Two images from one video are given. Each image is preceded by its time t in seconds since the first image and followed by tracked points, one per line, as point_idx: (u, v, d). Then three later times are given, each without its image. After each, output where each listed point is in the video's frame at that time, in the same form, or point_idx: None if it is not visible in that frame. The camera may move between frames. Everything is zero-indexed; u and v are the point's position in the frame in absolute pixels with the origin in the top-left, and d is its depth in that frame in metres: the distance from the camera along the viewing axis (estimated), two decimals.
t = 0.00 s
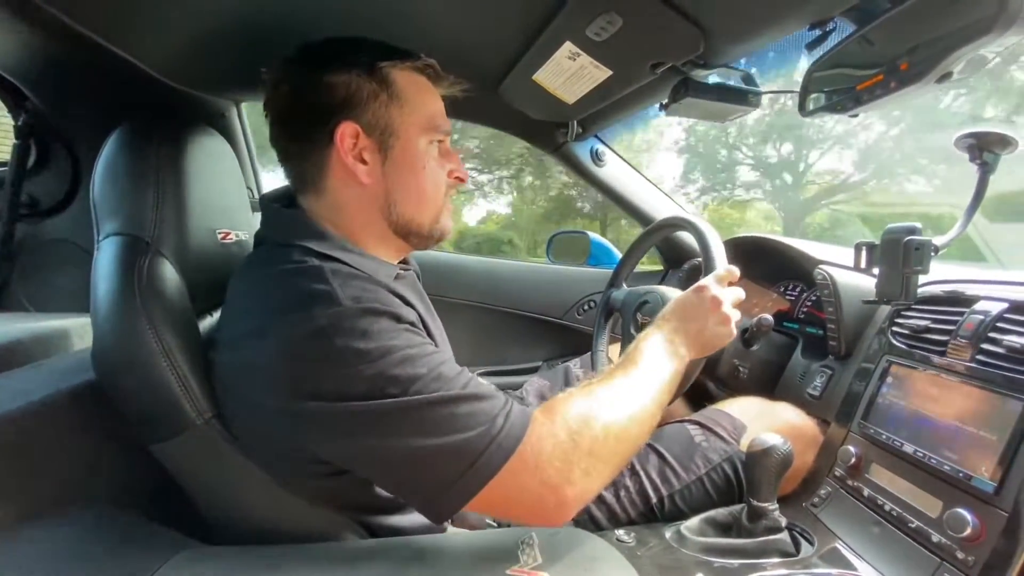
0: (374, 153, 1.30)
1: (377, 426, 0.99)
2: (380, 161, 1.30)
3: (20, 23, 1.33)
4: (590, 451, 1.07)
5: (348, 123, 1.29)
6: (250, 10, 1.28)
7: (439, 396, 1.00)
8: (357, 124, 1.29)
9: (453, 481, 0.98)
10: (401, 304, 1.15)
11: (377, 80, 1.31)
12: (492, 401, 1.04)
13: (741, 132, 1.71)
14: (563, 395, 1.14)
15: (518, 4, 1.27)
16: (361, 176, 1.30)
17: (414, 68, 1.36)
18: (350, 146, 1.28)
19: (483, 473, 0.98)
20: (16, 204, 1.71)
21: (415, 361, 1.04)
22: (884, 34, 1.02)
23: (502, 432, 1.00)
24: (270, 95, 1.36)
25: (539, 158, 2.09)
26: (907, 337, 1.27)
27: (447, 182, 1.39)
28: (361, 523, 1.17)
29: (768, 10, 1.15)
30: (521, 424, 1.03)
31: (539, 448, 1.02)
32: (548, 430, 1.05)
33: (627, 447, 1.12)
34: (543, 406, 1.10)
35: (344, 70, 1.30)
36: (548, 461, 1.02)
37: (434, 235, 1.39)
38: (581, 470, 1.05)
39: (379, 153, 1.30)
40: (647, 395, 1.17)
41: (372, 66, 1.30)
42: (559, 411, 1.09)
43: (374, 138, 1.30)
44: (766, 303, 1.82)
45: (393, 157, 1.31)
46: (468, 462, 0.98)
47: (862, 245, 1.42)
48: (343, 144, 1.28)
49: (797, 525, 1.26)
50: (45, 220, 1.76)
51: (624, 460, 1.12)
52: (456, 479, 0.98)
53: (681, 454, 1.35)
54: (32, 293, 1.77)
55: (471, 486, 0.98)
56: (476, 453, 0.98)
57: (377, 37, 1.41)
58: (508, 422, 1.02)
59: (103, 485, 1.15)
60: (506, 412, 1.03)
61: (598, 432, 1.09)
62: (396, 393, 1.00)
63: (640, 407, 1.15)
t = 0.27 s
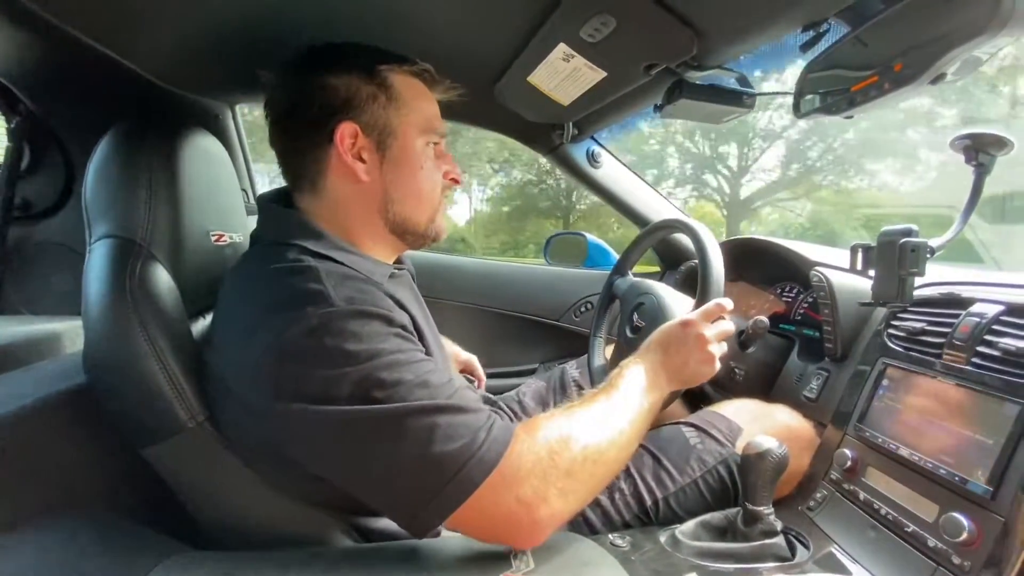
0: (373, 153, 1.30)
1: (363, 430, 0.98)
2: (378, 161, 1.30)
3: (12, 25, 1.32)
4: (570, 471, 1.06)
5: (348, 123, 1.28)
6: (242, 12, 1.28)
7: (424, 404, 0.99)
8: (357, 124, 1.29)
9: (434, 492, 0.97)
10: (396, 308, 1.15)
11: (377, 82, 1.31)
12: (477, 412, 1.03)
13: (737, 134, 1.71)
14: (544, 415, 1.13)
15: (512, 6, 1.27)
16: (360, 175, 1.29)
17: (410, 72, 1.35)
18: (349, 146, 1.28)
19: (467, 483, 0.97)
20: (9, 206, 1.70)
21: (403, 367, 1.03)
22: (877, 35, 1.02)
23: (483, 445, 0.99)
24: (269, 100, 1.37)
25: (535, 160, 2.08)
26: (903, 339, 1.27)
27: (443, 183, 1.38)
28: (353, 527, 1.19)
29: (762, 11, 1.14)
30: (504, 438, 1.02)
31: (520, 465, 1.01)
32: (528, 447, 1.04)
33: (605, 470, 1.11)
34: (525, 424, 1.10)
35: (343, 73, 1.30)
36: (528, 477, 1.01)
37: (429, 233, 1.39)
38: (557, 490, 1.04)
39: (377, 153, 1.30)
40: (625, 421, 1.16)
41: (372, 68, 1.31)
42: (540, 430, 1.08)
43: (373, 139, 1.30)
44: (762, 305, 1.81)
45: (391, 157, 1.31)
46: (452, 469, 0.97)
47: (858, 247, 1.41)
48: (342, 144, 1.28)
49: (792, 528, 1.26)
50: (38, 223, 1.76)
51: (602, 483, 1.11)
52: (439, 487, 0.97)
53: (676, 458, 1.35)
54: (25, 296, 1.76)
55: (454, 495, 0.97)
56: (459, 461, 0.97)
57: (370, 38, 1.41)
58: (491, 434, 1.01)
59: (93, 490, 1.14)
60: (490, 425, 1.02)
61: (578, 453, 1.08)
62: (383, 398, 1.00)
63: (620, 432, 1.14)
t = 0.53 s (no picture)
0: (382, 155, 1.30)
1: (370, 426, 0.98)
2: (387, 162, 1.30)
3: (21, 28, 1.33)
4: (571, 470, 1.06)
5: (358, 125, 1.29)
6: (249, 15, 1.28)
7: (428, 400, 0.99)
8: (368, 127, 1.29)
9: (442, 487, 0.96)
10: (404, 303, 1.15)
11: (386, 87, 1.31)
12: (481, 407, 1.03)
13: (743, 135, 1.70)
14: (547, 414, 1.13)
15: (518, 8, 1.27)
16: (370, 176, 1.29)
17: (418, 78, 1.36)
18: (359, 148, 1.28)
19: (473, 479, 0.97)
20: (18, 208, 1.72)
21: (408, 364, 1.03)
22: (885, 37, 1.02)
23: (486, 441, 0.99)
24: (281, 105, 1.38)
25: (540, 162, 2.09)
26: (911, 342, 1.26)
27: (449, 187, 1.39)
28: (357, 523, 1.17)
29: (768, 13, 1.15)
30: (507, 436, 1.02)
31: (521, 464, 1.01)
32: (530, 446, 1.03)
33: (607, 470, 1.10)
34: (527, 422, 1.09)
35: (352, 78, 1.31)
36: (530, 476, 1.01)
37: (434, 234, 1.39)
38: (558, 490, 1.03)
39: (386, 156, 1.30)
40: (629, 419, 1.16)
41: (381, 74, 1.32)
42: (542, 429, 1.07)
43: (383, 141, 1.30)
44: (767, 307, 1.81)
45: (400, 159, 1.31)
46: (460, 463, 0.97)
47: (864, 248, 1.41)
48: (353, 146, 1.28)
49: (799, 532, 1.25)
50: (46, 224, 1.77)
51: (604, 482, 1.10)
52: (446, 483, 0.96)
53: (682, 460, 1.34)
54: (33, 297, 1.77)
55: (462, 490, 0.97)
56: (464, 456, 0.97)
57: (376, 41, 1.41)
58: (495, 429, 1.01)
59: (101, 489, 1.15)
60: (494, 421, 1.02)
61: (579, 452, 1.07)
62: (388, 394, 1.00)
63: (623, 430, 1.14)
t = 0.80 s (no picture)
0: (383, 153, 1.30)
1: (355, 404, 0.93)
2: (388, 160, 1.31)
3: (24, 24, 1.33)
4: (546, 458, 0.98)
5: (359, 124, 1.29)
6: (251, 12, 1.28)
7: (416, 378, 0.94)
8: (368, 125, 1.29)
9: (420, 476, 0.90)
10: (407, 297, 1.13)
11: (385, 87, 1.31)
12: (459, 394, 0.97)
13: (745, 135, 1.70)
14: (513, 400, 1.06)
15: (521, 8, 1.27)
16: (372, 173, 1.29)
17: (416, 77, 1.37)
18: (361, 146, 1.28)
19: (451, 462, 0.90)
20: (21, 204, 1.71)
21: (403, 347, 0.99)
22: (890, 38, 1.01)
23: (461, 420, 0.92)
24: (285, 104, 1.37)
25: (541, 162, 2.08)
26: (913, 344, 1.26)
27: (447, 182, 1.39)
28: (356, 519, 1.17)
29: (772, 13, 1.14)
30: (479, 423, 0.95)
31: (495, 451, 0.93)
32: (504, 433, 0.96)
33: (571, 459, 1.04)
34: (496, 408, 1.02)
35: (352, 78, 1.30)
36: (502, 466, 0.93)
37: (435, 229, 1.40)
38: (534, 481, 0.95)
39: (388, 153, 1.30)
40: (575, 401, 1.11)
41: (380, 73, 1.32)
42: (515, 415, 1.00)
43: (384, 139, 1.30)
44: (768, 309, 1.80)
45: (401, 157, 1.31)
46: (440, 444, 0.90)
47: (867, 250, 1.40)
48: (354, 145, 1.28)
49: (798, 533, 1.25)
50: (48, 221, 1.77)
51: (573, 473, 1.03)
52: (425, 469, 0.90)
53: (683, 460, 1.34)
54: (35, 293, 1.78)
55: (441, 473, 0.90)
56: (444, 435, 0.91)
57: (378, 41, 1.41)
58: (469, 412, 0.94)
59: (101, 486, 1.15)
60: (473, 406, 0.96)
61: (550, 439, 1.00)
62: (379, 370, 0.95)
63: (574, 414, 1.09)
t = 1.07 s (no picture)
0: (386, 158, 1.31)
1: (337, 391, 0.91)
2: (391, 165, 1.32)
3: (31, 25, 1.34)
4: (495, 494, 0.96)
5: (362, 130, 1.30)
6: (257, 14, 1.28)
7: (398, 372, 0.93)
8: (371, 132, 1.30)
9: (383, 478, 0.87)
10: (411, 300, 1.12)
11: (387, 93, 1.32)
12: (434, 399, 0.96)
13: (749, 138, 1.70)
14: (482, 421, 1.05)
15: (526, 11, 1.27)
16: (375, 179, 1.31)
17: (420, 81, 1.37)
18: (363, 152, 1.30)
19: (408, 462, 0.88)
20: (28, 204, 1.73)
21: (395, 342, 0.98)
22: (894, 41, 1.02)
23: (427, 424, 0.91)
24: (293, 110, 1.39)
25: (545, 164, 2.09)
26: (917, 347, 1.26)
27: (452, 184, 1.40)
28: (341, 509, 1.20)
29: (776, 16, 1.14)
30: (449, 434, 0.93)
31: (454, 467, 0.91)
32: (469, 452, 0.94)
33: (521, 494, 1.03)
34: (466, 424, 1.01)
35: (355, 84, 1.31)
36: (455, 483, 0.91)
37: (439, 232, 1.40)
38: (481, 507, 0.93)
39: (391, 158, 1.32)
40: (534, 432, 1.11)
41: (382, 79, 1.32)
42: (482, 435, 0.99)
43: (386, 145, 1.31)
44: (772, 311, 1.80)
45: (403, 161, 1.32)
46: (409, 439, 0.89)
47: (871, 253, 1.40)
48: (358, 151, 1.30)
49: (802, 536, 1.25)
50: (54, 221, 1.78)
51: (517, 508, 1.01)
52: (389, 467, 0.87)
53: (687, 462, 1.34)
54: (41, 293, 1.79)
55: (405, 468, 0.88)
56: (411, 434, 0.89)
57: (383, 42, 1.41)
58: (439, 418, 0.93)
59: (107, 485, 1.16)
60: (446, 415, 0.95)
61: (506, 470, 0.99)
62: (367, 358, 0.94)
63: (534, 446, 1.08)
